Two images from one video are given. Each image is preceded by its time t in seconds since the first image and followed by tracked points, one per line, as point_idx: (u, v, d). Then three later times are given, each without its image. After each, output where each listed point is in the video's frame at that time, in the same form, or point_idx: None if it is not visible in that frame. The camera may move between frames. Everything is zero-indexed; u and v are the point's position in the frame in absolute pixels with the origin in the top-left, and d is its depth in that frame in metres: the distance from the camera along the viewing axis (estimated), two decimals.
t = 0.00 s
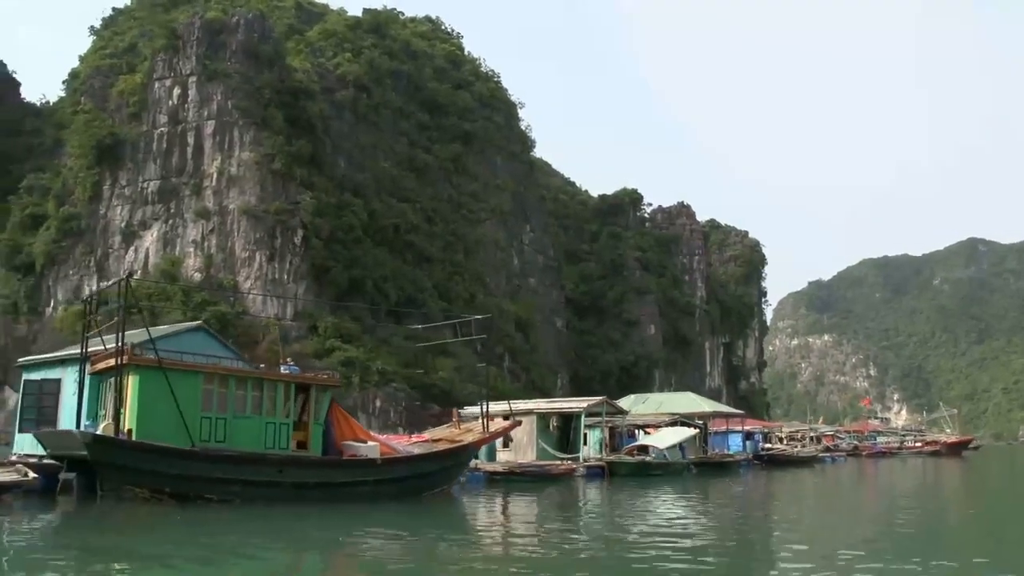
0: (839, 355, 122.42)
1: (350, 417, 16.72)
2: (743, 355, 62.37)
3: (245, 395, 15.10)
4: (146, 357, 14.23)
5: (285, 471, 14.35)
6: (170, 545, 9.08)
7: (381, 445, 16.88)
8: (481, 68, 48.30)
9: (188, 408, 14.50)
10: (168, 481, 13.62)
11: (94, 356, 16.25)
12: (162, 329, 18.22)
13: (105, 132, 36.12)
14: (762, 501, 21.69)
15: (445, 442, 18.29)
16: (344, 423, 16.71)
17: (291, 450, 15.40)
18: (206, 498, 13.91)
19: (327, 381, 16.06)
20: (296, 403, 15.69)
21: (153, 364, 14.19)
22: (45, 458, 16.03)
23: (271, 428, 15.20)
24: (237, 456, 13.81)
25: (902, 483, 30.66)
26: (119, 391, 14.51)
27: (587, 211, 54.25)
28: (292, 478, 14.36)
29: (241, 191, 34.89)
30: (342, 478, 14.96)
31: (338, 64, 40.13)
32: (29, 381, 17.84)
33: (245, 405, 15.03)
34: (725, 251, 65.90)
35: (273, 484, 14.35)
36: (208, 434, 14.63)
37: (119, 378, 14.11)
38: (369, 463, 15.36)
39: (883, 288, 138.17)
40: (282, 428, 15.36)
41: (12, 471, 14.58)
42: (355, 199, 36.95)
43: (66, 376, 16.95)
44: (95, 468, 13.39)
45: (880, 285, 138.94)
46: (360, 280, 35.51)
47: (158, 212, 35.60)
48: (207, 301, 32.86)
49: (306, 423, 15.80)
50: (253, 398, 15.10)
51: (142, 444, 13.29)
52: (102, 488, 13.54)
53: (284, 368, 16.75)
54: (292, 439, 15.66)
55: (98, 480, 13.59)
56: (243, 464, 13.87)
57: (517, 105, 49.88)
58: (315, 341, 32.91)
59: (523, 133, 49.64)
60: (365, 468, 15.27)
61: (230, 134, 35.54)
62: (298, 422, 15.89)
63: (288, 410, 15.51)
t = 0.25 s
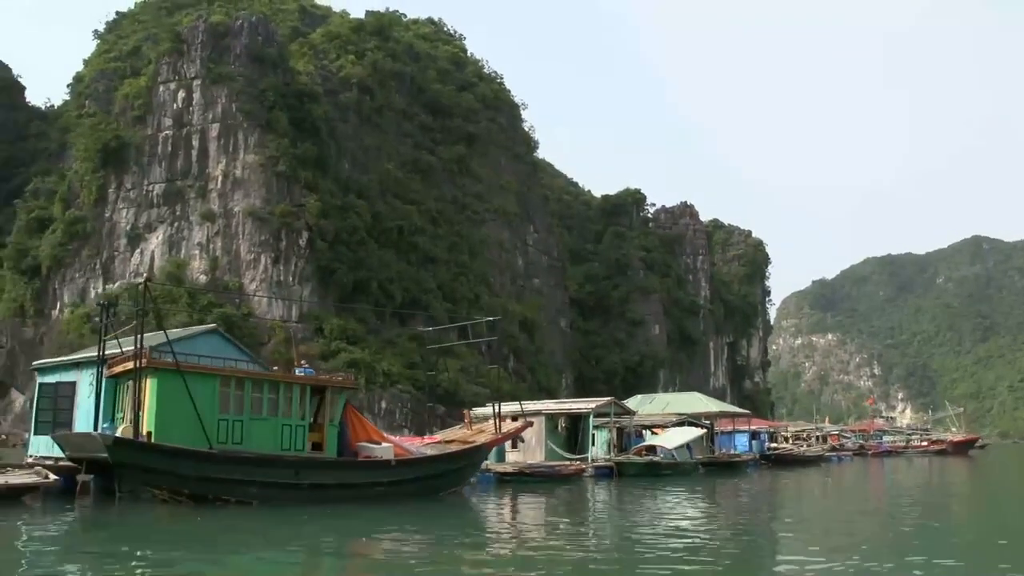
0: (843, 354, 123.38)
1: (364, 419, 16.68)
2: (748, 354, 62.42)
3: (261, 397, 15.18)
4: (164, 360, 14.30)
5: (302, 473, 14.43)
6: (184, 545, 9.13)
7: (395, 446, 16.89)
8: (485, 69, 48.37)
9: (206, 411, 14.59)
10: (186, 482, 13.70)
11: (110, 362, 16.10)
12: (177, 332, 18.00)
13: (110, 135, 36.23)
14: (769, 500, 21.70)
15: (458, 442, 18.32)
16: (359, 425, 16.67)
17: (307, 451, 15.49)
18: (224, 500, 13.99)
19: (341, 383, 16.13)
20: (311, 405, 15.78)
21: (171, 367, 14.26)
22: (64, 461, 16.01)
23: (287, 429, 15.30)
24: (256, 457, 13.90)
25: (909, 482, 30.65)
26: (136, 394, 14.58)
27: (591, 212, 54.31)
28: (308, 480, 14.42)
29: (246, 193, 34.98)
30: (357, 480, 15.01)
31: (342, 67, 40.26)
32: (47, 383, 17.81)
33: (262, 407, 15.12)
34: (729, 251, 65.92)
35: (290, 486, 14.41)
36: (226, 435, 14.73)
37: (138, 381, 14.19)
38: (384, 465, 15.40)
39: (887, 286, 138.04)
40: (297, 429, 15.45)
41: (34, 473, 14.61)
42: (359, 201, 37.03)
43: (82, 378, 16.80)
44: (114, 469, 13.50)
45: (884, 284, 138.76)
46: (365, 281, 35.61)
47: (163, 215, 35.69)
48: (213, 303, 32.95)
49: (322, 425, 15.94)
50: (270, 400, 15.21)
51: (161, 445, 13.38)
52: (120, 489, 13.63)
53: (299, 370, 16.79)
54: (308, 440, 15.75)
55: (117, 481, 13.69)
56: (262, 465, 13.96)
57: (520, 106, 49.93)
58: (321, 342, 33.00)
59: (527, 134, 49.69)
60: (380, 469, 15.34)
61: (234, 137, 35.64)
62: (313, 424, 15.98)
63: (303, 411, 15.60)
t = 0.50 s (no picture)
0: (848, 354, 123.16)
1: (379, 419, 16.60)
2: (753, 354, 62.41)
3: (277, 399, 15.27)
4: (183, 362, 14.40)
5: (319, 473, 14.49)
6: (199, 545, 9.18)
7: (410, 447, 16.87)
8: (490, 71, 48.43)
9: (224, 413, 14.68)
10: (205, 483, 13.75)
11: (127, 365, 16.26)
12: (195, 333, 18.11)
13: (117, 137, 36.36)
14: (775, 501, 21.70)
15: (471, 444, 18.16)
16: (374, 425, 16.60)
17: (323, 452, 15.57)
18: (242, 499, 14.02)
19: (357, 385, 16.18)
20: (327, 406, 15.86)
21: (190, 370, 14.36)
22: (83, 461, 16.23)
23: (303, 430, 15.38)
24: (274, 458, 13.95)
25: (916, 483, 30.62)
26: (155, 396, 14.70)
27: (596, 213, 54.37)
28: (326, 480, 14.47)
29: (253, 195, 35.07)
30: (373, 480, 15.06)
31: (348, 68, 40.40)
32: (62, 386, 18.02)
33: (279, 409, 15.20)
34: (734, 251, 65.89)
35: (308, 486, 14.45)
36: (244, 437, 14.81)
37: (157, 383, 14.26)
38: (400, 465, 15.44)
39: (891, 286, 137.78)
40: (313, 431, 15.53)
41: (54, 476, 15.01)
42: (365, 202, 37.12)
43: (98, 380, 17.05)
44: (133, 470, 13.55)
45: (889, 284, 138.48)
46: (371, 282, 35.69)
47: (170, 217, 35.79)
48: (219, 304, 32.98)
49: (338, 426, 16.02)
50: (288, 401, 15.29)
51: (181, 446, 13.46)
52: (139, 490, 13.68)
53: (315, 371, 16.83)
54: (324, 441, 15.82)
55: (136, 481, 13.75)
56: (279, 466, 14.01)
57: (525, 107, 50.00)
58: (328, 343, 33.07)
59: (532, 135, 49.75)
60: (395, 469, 15.40)
61: (241, 139, 35.74)
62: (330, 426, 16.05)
63: (319, 412, 15.68)
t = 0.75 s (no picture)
0: (857, 353, 123.80)
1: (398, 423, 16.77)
2: (761, 355, 62.32)
3: (300, 403, 15.32)
4: (208, 367, 14.51)
5: (341, 476, 14.54)
6: (217, 546, 9.24)
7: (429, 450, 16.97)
8: (497, 73, 48.53)
9: (247, 416, 14.77)
10: (230, 486, 13.84)
11: (150, 368, 16.34)
12: (217, 338, 18.21)
13: (127, 141, 36.55)
14: (787, 501, 21.67)
15: (489, 447, 18.11)
16: (392, 429, 16.75)
17: (344, 455, 15.61)
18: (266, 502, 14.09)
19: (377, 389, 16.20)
20: (348, 409, 15.91)
21: (215, 374, 14.47)
22: (107, 465, 16.28)
23: (325, 434, 15.43)
24: (297, 461, 14.04)
25: (928, 483, 30.53)
26: (179, 400, 14.81)
27: (604, 214, 54.41)
28: (348, 483, 14.52)
29: (262, 198, 35.17)
30: (394, 482, 15.10)
31: (355, 72, 40.58)
32: (83, 392, 18.11)
33: (301, 413, 15.25)
34: (742, 252, 65.82)
35: (330, 489, 14.50)
36: (268, 440, 14.91)
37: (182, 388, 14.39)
38: (420, 467, 15.49)
39: (899, 286, 137.37)
40: (335, 434, 15.58)
41: (81, 479, 15.00)
42: (374, 205, 37.22)
43: (118, 384, 17.12)
44: (158, 473, 13.67)
45: (897, 283, 138.06)
46: (380, 285, 35.78)
47: (181, 221, 35.93)
48: (230, 308, 33.05)
49: (359, 429, 16.06)
50: (310, 405, 15.34)
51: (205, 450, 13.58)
52: (163, 493, 13.79)
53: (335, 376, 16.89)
54: (346, 445, 15.86)
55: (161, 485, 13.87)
56: (303, 468, 14.09)
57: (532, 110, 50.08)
58: (338, 346, 33.13)
59: (540, 138, 49.81)
60: (416, 472, 15.45)
61: (251, 143, 35.87)
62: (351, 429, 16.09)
63: (341, 416, 15.71)
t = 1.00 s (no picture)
0: (864, 355, 123.82)
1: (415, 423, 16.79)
2: (768, 357, 62.24)
3: (317, 404, 15.35)
4: (226, 369, 14.58)
5: (359, 477, 14.58)
6: (233, 547, 9.29)
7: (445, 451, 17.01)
8: (504, 75, 48.62)
9: (266, 418, 14.80)
10: (249, 487, 13.90)
11: (169, 371, 16.44)
12: (235, 340, 18.21)
13: (136, 143, 36.71)
14: (795, 503, 21.66)
15: (504, 447, 18.15)
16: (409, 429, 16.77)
17: (362, 456, 15.62)
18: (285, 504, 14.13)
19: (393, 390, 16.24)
20: (365, 410, 15.92)
21: (234, 377, 14.54)
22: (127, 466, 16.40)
23: (342, 435, 15.45)
24: (315, 462, 14.07)
25: (938, 485, 30.47)
26: (198, 402, 14.85)
27: (611, 216, 54.44)
28: (365, 484, 14.54)
29: (271, 200, 35.24)
30: (411, 484, 15.13)
31: (363, 74, 40.76)
32: (100, 393, 18.22)
33: (318, 414, 15.28)
34: (749, 254, 65.77)
35: (348, 490, 14.53)
36: (286, 442, 14.95)
37: (202, 390, 14.48)
38: (436, 469, 15.53)
39: (906, 288, 137.01)
40: (352, 435, 15.59)
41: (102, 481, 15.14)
42: (382, 207, 37.32)
43: (136, 386, 17.25)
44: (179, 475, 13.78)
45: (904, 285, 137.70)
46: (388, 287, 35.84)
47: (189, 222, 36.04)
48: (239, 309, 33.07)
49: (376, 431, 16.08)
50: (327, 407, 15.38)
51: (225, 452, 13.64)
52: (184, 495, 13.90)
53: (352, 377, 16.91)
54: (363, 446, 15.88)
55: (181, 486, 13.96)
56: (320, 470, 14.13)
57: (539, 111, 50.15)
58: (346, 348, 33.15)
59: (547, 139, 49.87)
60: (433, 473, 15.49)
61: (259, 144, 35.97)
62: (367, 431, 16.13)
63: (357, 417, 15.71)
